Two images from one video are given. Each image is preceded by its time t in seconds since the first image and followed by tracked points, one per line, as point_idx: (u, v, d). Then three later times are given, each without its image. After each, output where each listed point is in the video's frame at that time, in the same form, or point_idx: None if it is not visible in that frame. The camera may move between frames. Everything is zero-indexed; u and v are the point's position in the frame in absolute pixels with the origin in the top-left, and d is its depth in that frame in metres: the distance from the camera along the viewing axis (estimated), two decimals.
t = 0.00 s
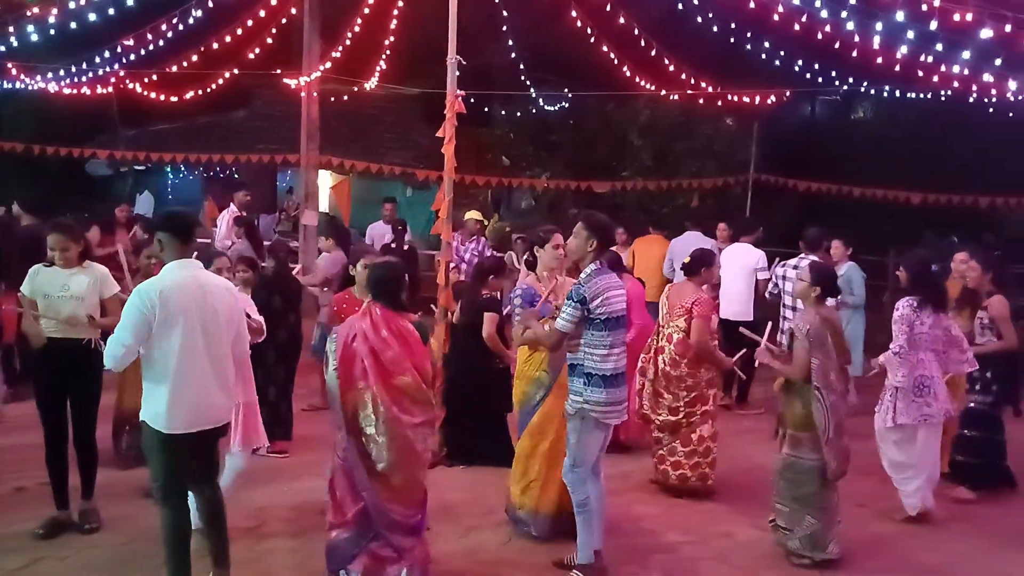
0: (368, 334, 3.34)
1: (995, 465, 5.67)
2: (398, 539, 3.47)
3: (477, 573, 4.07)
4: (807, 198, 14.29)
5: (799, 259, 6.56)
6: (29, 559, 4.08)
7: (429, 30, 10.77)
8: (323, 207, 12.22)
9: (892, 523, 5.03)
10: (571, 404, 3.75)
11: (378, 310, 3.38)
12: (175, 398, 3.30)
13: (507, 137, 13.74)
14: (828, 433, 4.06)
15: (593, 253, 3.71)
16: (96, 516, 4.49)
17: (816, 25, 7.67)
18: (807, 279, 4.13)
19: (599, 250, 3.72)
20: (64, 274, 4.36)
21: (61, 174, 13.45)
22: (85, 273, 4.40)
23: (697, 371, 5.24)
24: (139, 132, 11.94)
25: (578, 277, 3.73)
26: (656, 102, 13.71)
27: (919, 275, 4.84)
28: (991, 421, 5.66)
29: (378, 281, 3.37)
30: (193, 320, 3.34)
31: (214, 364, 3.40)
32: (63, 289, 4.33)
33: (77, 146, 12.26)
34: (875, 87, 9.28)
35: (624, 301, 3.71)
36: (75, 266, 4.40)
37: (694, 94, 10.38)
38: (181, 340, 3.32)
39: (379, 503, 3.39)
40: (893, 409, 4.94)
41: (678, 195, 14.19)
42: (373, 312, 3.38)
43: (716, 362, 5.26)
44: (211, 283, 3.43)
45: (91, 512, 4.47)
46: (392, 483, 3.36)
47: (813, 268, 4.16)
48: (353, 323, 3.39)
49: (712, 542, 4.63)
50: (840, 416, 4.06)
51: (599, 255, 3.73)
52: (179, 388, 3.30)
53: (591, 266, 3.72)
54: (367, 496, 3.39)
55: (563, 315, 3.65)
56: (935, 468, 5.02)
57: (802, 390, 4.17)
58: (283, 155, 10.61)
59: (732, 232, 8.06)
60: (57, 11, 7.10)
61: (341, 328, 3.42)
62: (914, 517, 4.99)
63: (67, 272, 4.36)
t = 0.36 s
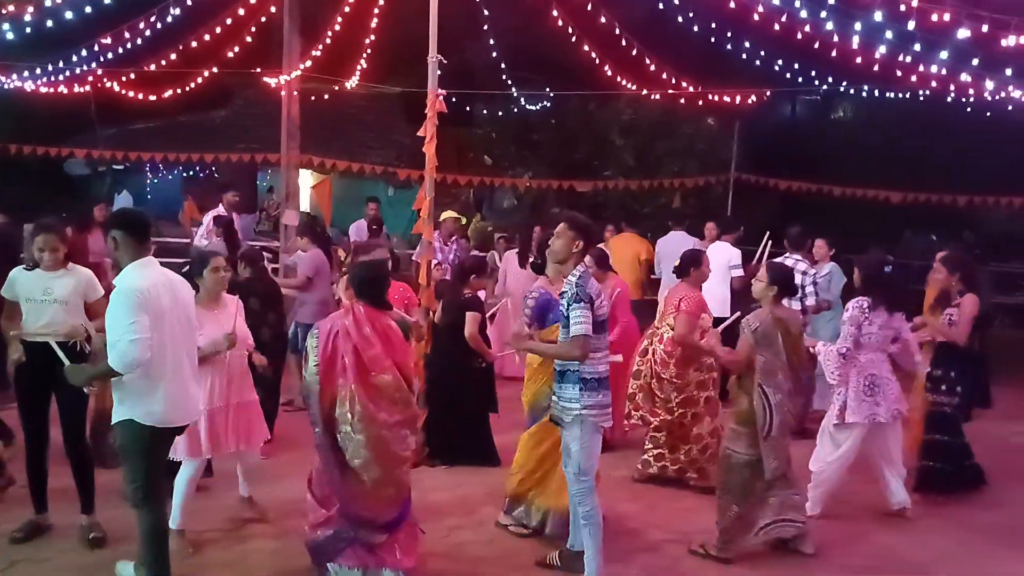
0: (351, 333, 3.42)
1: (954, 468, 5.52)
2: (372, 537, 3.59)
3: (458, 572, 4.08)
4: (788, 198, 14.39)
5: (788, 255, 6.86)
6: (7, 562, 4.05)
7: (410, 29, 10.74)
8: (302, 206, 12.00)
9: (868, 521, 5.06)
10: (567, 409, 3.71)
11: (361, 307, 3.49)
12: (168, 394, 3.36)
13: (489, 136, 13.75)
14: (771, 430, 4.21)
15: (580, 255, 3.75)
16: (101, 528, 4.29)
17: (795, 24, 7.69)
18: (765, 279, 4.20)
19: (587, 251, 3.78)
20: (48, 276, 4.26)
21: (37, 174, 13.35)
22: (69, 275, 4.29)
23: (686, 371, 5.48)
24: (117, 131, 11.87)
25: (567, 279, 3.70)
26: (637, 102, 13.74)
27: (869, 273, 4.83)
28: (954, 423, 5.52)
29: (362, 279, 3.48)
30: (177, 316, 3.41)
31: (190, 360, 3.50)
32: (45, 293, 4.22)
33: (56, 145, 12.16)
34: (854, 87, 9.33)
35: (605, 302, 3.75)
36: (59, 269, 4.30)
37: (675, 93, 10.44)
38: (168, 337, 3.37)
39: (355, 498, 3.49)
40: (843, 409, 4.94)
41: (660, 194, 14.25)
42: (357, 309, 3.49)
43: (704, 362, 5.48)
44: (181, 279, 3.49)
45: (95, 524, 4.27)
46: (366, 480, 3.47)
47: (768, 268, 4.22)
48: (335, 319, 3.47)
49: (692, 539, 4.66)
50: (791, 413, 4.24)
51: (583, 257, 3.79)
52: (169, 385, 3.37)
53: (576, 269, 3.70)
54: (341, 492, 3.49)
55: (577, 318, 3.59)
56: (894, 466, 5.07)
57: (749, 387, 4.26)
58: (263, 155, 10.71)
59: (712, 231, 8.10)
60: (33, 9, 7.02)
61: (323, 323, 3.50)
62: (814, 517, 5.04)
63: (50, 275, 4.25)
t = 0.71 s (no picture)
0: (377, 332, 3.34)
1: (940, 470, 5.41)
2: (385, 546, 3.45)
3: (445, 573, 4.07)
4: (771, 197, 14.43)
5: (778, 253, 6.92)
6: None
7: (393, 28, 10.72)
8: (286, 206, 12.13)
9: (853, 518, 5.08)
10: (556, 415, 3.70)
11: (383, 309, 3.42)
12: (137, 395, 3.33)
13: (472, 136, 13.75)
14: (714, 429, 4.29)
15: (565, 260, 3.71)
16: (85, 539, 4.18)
17: (778, 24, 7.71)
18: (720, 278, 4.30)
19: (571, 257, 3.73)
20: (53, 280, 4.18)
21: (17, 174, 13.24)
22: (74, 279, 4.21)
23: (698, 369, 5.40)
24: (98, 132, 11.79)
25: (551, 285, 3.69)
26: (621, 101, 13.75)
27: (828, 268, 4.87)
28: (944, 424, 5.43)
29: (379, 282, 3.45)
30: (148, 314, 3.38)
31: (161, 364, 3.49)
32: (50, 297, 4.18)
33: (39, 144, 11.88)
34: (836, 86, 9.40)
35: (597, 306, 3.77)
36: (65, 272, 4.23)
37: (659, 93, 10.48)
38: (140, 334, 3.34)
39: (377, 505, 3.35)
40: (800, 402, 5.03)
41: (644, 193, 14.26)
42: (379, 311, 3.41)
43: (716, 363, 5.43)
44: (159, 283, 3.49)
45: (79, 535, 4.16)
46: (391, 485, 3.34)
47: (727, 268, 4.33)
48: (359, 320, 3.36)
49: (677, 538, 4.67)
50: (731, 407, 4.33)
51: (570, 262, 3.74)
52: (139, 386, 3.34)
53: (563, 273, 3.69)
54: (362, 498, 3.36)
55: (569, 331, 3.56)
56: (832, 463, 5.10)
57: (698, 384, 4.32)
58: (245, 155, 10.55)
59: (696, 230, 8.12)
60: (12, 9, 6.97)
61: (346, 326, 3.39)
62: (797, 514, 5.08)
63: (56, 278, 4.18)
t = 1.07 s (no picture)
0: (369, 332, 3.23)
1: (929, 468, 5.46)
2: (394, 545, 3.38)
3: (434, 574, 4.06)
4: (758, 197, 14.48)
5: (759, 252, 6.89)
6: None
7: (379, 29, 10.70)
8: (272, 206, 12.14)
9: (842, 517, 5.09)
10: (528, 417, 3.74)
11: (372, 309, 3.31)
12: (82, 393, 3.27)
13: (459, 135, 13.75)
14: (692, 424, 4.34)
15: (539, 261, 3.71)
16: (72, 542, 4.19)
17: (762, 24, 7.74)
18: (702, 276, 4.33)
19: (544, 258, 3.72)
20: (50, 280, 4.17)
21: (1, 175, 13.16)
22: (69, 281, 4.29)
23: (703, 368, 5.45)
24: (83, 133, 11.73)
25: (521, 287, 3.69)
26: (608, 101, 13.74)
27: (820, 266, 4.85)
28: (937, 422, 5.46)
29: (370, 279, 3.32)
30: (96, 316, 3.32)
31: (120, 364, 3.40)
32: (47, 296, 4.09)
33: (23, 145, 11.91)
34: (820, 85, 9.47)
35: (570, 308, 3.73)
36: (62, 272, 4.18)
37: (645, 92, 10.53)
38: (85, 336, 3.30)
39: (394, 502, 3.29)
40: (789, 403, 5.00)
41: (631, 193, 14.28)
42: (368, 311, 3.30)
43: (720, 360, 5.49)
44: (118, 281, 3.41)
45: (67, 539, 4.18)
46: (401, 482, 3.30)
47: (706, 265, 4.33)
48: (349, 321, 3.23)
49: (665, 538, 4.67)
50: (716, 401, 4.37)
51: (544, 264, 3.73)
52: (86, 385, 3.29)
53: (532, 275, 3.69)
54: (373, 500, 3.30)
55: (523, 335, 3.58)
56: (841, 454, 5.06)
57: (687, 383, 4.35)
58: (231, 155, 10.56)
59: (682, 229, 8.13)
60: None
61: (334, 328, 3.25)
62: (783, 513, 5.11)
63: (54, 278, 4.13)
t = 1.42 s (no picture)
0: (293, 329, 3.22)
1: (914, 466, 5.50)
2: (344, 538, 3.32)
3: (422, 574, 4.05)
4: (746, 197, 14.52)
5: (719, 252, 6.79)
6: None
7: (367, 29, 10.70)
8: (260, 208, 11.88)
9: (830, 515, 5.10)
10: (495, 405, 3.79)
11: (306, 305, 3.30)
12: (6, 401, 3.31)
13: (448, 136, 13.74)
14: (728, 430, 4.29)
15: (511, 256, 3.70)
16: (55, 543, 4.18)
17: (750, 24, 7.75)
18: (703, 278, 4.23)
19: (519, 254, 3.72)
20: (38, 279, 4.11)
21: None
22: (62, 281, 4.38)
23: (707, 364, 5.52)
24: (70, 133, 11.64)
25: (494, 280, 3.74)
26: (597, 101, 13.72)
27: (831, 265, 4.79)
28: (951, 420, 5.54)
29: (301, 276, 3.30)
30: (23, 322, 3.34)
31: (52, 369, 3.40)
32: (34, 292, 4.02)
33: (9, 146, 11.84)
34: (808, 86, 9.52)
35: (539, 303, 3.70)
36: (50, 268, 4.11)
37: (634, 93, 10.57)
38: (13, 343, 3.33)
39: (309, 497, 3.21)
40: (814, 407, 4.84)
41: (619, 193, 14.30)
42: (301, 307, 3.29)
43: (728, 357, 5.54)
44: (51, 286, 3.40)
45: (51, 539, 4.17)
46: (328, 480, 3.21)
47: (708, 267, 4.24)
48: (279, 318, 3.27)
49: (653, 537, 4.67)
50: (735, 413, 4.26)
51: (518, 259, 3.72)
52: (13, 392, 3.32)
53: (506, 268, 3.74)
54: (305, 497, 3.23)
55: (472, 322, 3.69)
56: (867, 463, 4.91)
57: (699, 391, 4.24)
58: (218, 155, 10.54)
59: (670, 229, 8.16)
60: None
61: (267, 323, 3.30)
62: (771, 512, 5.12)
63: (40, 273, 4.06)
